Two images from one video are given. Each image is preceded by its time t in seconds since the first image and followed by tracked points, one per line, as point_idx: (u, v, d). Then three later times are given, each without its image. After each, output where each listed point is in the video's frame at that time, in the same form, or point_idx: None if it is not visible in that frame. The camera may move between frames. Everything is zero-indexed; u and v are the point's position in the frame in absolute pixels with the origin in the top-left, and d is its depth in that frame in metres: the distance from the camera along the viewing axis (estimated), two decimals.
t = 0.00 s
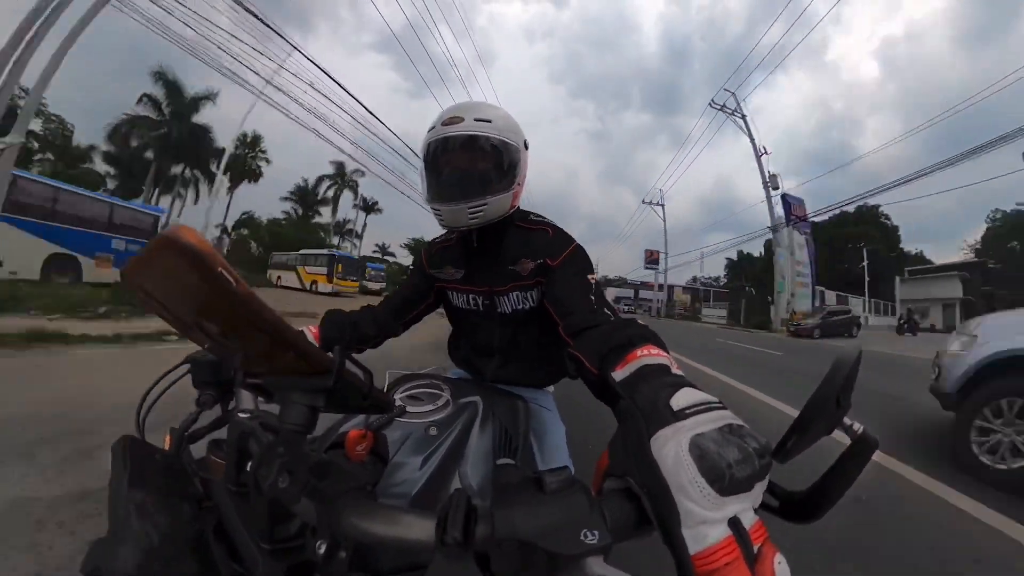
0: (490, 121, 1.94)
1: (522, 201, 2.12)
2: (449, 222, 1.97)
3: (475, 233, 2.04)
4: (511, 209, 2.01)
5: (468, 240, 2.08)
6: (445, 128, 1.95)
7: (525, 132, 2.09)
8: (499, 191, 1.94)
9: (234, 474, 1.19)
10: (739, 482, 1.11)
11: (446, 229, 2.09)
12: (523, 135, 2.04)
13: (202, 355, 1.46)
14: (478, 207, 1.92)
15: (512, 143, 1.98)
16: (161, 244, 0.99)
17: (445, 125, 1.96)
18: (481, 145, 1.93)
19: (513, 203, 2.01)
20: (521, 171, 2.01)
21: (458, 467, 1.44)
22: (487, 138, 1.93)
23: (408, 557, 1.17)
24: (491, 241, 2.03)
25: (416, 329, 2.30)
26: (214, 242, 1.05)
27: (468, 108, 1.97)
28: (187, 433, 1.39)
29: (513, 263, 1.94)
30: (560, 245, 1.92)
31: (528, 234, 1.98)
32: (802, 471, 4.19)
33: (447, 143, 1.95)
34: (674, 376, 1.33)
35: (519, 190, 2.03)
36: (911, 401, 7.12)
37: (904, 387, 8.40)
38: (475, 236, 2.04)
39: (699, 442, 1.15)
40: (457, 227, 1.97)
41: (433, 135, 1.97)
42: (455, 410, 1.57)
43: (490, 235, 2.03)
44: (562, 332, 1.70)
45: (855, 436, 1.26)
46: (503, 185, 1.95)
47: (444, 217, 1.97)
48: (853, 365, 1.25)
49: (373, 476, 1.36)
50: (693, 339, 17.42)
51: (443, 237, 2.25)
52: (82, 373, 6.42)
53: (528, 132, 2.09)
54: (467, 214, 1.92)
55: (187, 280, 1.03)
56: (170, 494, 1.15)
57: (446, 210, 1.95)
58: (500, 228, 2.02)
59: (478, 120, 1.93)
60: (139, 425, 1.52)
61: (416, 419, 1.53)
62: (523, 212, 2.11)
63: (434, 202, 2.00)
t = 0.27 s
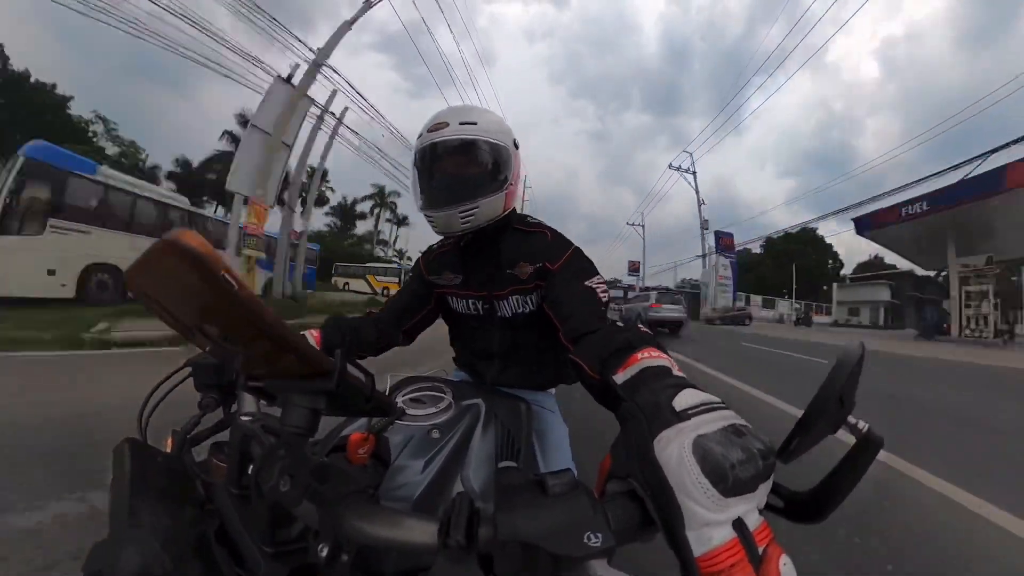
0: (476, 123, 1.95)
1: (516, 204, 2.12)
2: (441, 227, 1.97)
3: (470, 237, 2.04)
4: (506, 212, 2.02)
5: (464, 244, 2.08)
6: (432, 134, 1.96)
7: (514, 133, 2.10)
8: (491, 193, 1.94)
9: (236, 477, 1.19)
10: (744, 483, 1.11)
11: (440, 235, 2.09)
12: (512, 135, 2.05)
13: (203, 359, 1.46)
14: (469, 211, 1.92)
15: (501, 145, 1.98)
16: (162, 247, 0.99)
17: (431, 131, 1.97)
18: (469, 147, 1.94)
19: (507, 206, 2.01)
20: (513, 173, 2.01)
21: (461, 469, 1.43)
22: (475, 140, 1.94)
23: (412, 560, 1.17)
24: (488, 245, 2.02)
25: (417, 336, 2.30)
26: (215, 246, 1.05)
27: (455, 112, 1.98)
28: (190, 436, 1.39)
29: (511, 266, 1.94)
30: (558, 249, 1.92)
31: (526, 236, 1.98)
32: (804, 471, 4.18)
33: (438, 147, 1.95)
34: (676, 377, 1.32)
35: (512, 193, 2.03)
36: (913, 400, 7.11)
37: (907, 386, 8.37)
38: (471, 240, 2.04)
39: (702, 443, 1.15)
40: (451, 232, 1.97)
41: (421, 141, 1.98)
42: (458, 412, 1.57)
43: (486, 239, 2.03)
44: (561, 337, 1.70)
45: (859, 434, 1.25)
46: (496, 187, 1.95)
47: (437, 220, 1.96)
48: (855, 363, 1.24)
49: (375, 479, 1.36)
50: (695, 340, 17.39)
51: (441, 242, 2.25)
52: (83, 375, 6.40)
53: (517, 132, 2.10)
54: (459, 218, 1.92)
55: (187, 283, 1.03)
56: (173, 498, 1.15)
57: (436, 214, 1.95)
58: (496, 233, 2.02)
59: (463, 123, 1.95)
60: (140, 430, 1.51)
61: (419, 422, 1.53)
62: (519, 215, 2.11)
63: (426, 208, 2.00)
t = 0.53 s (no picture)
0: (479, 120, 1.95)
1: (518, 203, 2.12)
2: (443, 225, 1.97)
3: (472, 235, 2.04)
4: (508, 212, 2.02)
5: (466, 243, 2.08)
6: (434, 130, 1.95)
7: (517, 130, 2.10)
8: (493, 192, 1.93)
9: (242, 479, 1.20)
10: (748, 481, 1.11)
11: (441, 234, 2.09)
12: (515, 134, 2.05)
13: (206, 360, 1.46)
14: (469, 210, 1.92)
15: (503, 144, 1.98)
16: (166, 251, 0.99)
17: (434, 127, 1.96)
18: (471, 145, 1.93)
19: (509, 205, 2.02)
20: (514, 171, 2.01)
21: (465, 469, 1.43)
22: (478, 137, 1.93)
23: (417, 560, 1.17)
24: (490, 243, 2.03)
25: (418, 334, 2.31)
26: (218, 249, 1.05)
27: (457, 109, 1.98)
28: (195, 438, 1.39)
29: (512, 265, 1.94)
30: (560, 246, 1.91)
31: (527, 235, 1.99)
32: (809, 469, 4.16)
33: (440, 145, 1.94)
34: (679, 376, 1.32)
35: (514, 192, 2.03)
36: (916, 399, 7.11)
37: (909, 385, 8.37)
38: (472, 239, 2.05)
39: (705, 441, 1.15)
40: (451, 232, 1.97)
41: (423, 138, 1.97)
42: (461, 412, 1.57)
43: (488, 238, 2.03)
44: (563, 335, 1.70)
45: (864, 431, 1.25)
46: (497, 185, 1.94)
47: (437, 219, 1.96)
48: (860, 360, 1.24)
49: (379, 479, 1.36)
50: (696, 339, 17.38)
51: (442, 241, 2.25)
52: (90, 378, 6.44)
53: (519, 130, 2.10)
54: (460, 217, 1.93)
55: (191, 286, 1.03)
56: (179, 498, 1.15)
57: (438, 213, 1.95)
58: (498, 232, 2.02)
59: (466, 119, 1.94)
60: (145, 433, 1.51)
61: (423, 422, 1.53)
62: (521, 214, 2.11)
63: (428, 206, 1.99)
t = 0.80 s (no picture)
0: (496, 120, 1.95)
1: (528, 205, 2.12)
2: (454, 223, 1.96)
3: (480, 235, 2.04)
4: (518, 213, 2.02)
5: (474, 243, 2.08)
6: (449, 127, 1.95)
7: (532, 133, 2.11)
8: (506, 193, 1.93)
9: (244, 477, 1.20)
10: (750, 478, 1.10)
11: (450, 232, 2.09)
12: (530, 136, 2.05)
13: (209, 360, 1.46)
14: (482, 210, 1.92)
15: (519, 145, 1.98)
16: (169, 251, 0.99)
17: (449, 123, 1.95)
18: (488, 144, 1.94)
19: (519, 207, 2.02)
20: (526, 173, 2.01)
21: (467, 468, 1.44)
22: (495, 136, 1.94)
23: (417, 558, 1.17)
24: (497, 244, 2.03)
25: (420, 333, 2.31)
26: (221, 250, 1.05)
27: (475, 107, 1.98)
28: (198, 437, 1.39)
29: (518, 267, 1.94)
30: (566, 250, 1.92)
31: (533, 236, 1.99)
32: (811, 469, 4.16)
33: (457, 142, 1.94)
34: (681, 377, 1.32)
35: (525, 194, 2.04)
36: (918, 400, 7.09)
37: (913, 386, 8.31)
38: (480, 239, 2.04)
39: (706, 439, 1.14)
40: (462, 229, 1.97)
41: (437, 134, 1.97)
42: (463, 411, 1.57)
43: (495, 238, 2.03)
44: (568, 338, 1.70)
45: (867, 432, 1.24)
46: (510, 186, 1.94)
47: (448, 217, 1.96)
48: (862, 359, 1.24)
49: (380, 478, 1.36)
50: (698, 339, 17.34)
51: (448, 240, 2.25)
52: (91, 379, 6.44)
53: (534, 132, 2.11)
54: (473, 216, 1.92)
55: (193, 286, 1.04)
56: (181, 496, 1.16)
57: (450, 212, 1.95)
58: (505, 234, 2.02)
59: (485, 118, 1.94)
60: (148, 432, 1.52)
61: (425, 421, 1.53)
62: (529, 216, 2.11)
63: (439, 204, 1.99)
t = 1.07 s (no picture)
0: (494, 118, 1.94)
1: (528, 203, 2.12)
2: (455, 222, 1.97)
3: (482, 232, 2.04)
4: (517, 211, 2.02)
5: (475, 241, 2.08)
6: (448, 126, 1.95)
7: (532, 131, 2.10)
8: (505, 191, 1.93)
9: (244, 473, 1.20)
10: (750, 483, 1.10)
11: (452, 231, 2.09)
12: (529, 134, 2.05)
13: (211, 356, 1.47)
14: (482, 207, 1.93)
15: (519, 142, 1.98)
16: (172, 247, 1.00)
17: (448, 122, 1.95)
18: (488, 142, 1.93)
19: (520, 204, 2.02)
20: (526, 171, 2.01)
21: (466, 467, 1.44)
22: (494, 136, 1.93)
23: (416, 557, 1.18)
24: (498, 242, 2.03)
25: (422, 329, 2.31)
26: (224, 247, 1.06)
27: (473, 106, 1.96)
28: (198, 433, 1.41)
29: (520, 265, 1.94)
30: (567, 246, 1.92)
31: (534, 234, 1.99)
32: (811, 474, 4.15)
33: (456, 141, 1.94)
34: (679, 386, 1.32)
35: (525, 191, 2.04)
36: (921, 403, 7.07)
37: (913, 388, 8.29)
38: (481, 236, 2.04)
39: (705, 444, 1.14)
40: (463, 228, 1.98)
41: (437, 134, 1.97)
42: (462, 412, 1.57)
43: (496, 236, 2.03)
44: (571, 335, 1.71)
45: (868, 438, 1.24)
46: (509, 185, 1.94)
47: (449, 215, 1.96)
48: (865, 364, 1.23)
49: (380, 476, 1.36)
50: (701, 341, 17.32)
51: (449, 239, 2.25)
52: (95, 375, 6.44)
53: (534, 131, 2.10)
54: (473, 214, 1.93)
55: (197, 281, 1.05)
56: (181, 493, 1.17)
57: (450, 210, 1.95)
58: (505, 232, 2.02)
59: (481, 117, 1.92)
60: (151, 426, 1.53)
61: (424, 420, 1.54)
62: (530, 213, 2.11)
63: (439, 202, 1.99)
